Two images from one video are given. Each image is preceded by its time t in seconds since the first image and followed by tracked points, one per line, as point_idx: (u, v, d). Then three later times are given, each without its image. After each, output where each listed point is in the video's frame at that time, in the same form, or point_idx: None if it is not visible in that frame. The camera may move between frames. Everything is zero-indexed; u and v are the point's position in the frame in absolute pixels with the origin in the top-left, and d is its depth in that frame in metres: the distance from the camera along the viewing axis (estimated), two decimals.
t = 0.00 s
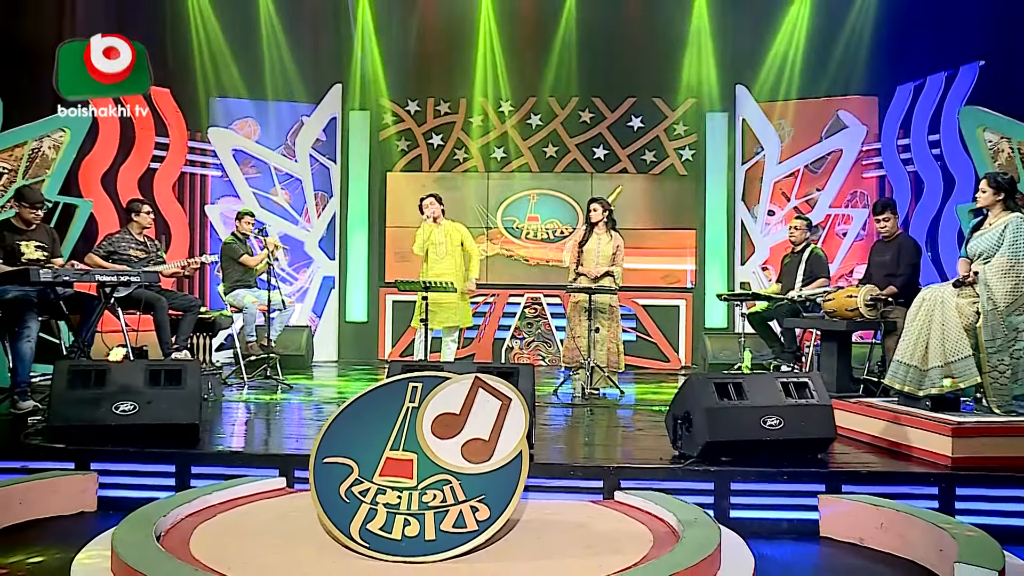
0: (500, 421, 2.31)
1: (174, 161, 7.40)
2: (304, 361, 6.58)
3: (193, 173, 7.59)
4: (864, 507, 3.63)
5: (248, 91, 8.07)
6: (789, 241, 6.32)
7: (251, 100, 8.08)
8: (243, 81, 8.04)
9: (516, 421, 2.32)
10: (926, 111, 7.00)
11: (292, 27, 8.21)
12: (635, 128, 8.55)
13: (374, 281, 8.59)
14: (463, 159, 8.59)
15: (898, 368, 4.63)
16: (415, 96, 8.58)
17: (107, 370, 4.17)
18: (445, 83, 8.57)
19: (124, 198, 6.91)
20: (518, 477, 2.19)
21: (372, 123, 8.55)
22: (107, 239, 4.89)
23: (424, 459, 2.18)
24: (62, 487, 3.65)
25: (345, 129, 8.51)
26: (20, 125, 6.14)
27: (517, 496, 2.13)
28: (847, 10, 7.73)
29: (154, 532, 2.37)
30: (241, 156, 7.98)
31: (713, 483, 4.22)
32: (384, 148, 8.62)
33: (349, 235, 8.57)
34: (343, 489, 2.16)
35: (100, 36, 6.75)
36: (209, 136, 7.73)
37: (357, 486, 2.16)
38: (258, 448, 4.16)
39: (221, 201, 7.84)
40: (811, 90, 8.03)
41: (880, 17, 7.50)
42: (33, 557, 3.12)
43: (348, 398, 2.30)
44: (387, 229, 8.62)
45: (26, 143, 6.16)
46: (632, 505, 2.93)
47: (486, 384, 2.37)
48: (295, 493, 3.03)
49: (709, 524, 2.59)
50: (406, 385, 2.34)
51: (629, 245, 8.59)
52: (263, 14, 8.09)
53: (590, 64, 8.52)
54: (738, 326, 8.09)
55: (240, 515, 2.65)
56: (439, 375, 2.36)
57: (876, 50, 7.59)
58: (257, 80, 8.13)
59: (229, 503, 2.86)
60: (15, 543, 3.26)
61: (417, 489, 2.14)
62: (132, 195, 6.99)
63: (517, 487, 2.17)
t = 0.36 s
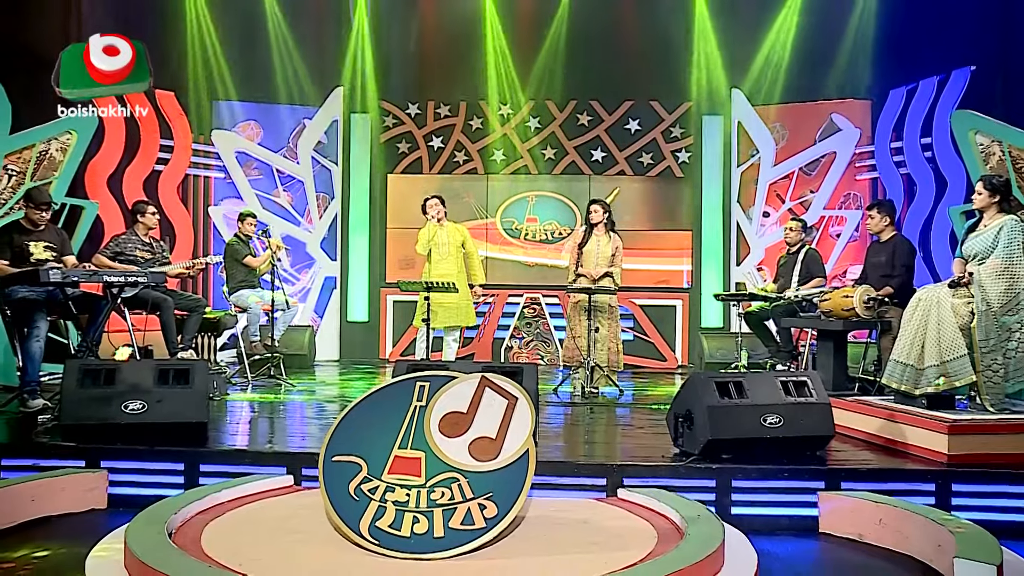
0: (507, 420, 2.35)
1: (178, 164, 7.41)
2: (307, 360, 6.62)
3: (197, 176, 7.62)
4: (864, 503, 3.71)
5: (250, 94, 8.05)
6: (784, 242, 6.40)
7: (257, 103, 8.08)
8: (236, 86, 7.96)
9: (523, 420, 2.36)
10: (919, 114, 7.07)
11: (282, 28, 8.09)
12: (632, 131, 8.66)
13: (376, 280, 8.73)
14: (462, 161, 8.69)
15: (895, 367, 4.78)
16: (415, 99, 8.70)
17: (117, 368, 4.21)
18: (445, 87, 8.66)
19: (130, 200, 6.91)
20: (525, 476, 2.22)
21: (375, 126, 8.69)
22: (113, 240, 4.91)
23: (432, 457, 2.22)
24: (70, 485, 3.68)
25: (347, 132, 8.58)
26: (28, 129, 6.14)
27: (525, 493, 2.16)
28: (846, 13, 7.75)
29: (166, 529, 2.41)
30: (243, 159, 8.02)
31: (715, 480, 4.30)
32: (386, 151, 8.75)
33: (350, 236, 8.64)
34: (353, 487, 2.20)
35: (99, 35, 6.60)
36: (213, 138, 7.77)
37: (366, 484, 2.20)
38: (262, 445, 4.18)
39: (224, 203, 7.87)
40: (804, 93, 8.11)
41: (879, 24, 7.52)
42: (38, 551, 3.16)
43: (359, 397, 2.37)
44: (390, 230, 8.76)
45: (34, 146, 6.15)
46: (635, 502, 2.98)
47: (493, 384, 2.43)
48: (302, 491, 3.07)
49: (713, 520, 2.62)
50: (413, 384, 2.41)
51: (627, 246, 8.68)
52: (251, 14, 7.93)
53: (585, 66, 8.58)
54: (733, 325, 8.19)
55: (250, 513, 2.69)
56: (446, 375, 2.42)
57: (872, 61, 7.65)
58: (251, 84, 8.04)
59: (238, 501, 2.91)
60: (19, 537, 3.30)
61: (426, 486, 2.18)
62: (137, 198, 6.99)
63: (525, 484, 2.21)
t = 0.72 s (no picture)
0: (514, 418, 2.43)
1: (181, 167, 7.35)
2: (309, 359, 6.66)
3: (200, 177, 7.58)
4: (864, 501, 3.77)
5: (254, 96, 8.06)
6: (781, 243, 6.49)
7: (258, 105, 8.08)
8: (225, 83, 7.88)
9: (530, 418, 2.43)
10: (911, 118, 7.19)
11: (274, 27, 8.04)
12: (630, 133, 8.77)
13: (376, 281, 8.86)
14: (462, 163, 8.82)
15: (892, 365, 4.90)
16: (416, 102, 8.81)
17: (126, 368, 4.23)
18: (444, 89, 8.74)
19: (136, 203, 6.89)
20: (533, 473, 2.28)
21: (375, 129, 8.80)
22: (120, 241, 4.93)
23: (441, 455, 2.29)
24: (81, 482, 3.70)
25: (348, 134, 8.67)
26: (35, 131, 6.29)
27: (533, 490, 2.22)
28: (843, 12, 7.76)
29: (178, 526, 2.44)
30: (248, 160, 8.03)
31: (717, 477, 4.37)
32: (386, 154, 8.89)
33: (350, 237, 8.76)
34: (363, 485, 2.27)
35: (98, 36, 6.66)
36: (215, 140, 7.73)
37: (376, 482, 2.27)
38: (267, 443, 4.19)
39: (226, 204, 7.88)
40: (798, 97, 8.21)
41: (880, 26, 7.58)
42: (43, 546, 3.20)
43: (368, 396, 2.44)
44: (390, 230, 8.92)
45: (41, 148, 6.30)
46: (640, 500, 3.02)
47: (501, 383, 2.50)
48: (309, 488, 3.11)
49: (715, 518, 2.64)
50: (422, 383, 2.48)
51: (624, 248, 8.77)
52: (235, 11, 7.80)
53: (580, 69, 8.60)
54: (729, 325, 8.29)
55: (257, 511, 2.72)
56: (453, 374, 2.49)
57: (873, 66, 7.70)
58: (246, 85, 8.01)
59: (246, 498, 2.94)
60: (21, 531, 3.33)
61: (435, 484, 2.24)
62: (143, 201, 6.97)
63: (533, 481, 2.27)
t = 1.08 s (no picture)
0: (523, 415, 2.29)
1: (184, 170, 7.43)
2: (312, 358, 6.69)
3: (204, 179, 7.65)
4: (865, 498, 3.82)
5: (256, 97, 8.07)
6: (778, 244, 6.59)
7: (262, 107, 8.12)
8: (216, 85, 7.76)
9: (539, 415, 2.30)
10: (905, 118, 7.28)
11: (263, 27, 7.97)
12: (627, 135, 8.83)
13: (377, 281, 8.90)
14: (462, 164, 8.91)
15: (890, 364, 4.98)
16: (416, 104, 8.86)
17: (135, 367, 4.26)
18: (444, 92, 8.79)
19: (142, 204, 6.97)
20: (542, 472, 2.21)
21: (376, 130, 8.88)
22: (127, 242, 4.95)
23: (451, 453, 2.19)
24: (93, 480, 3.70)
25: (349, 134, 8.70)
26: (43, 134, 6.35)
27: (544, 490, 2.15)
28: (837, 14, 7.79)
29: (192, 523, 2.47)
30: (249, 161, 8.05)
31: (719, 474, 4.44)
32: (387, 155, 8.94)
33: (351, 240, 8.82)
34: (372, 483, 2.18)
35: (96, 37, 6.69)
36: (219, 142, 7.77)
37: (386, 480, 2.18)
38: (270, 441, 4.20)
39: (229, 205, 7.89)
40: (793, 100, 8.29)
41: (877, 27, 7.58)
42: (48, 541, 3.21)
43: (373, 394, 2.28)
44: (392, 232, 8.96)
45: (49, 150, 6.36)
46: (644, 496, 3.05)
47: (509, 380, 2.33)
48: (316, 486, 3.13)
49: (721, 514, 2.67)
50: (429, 380, 2.31)
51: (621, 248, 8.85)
52: (230, 10, 7.72)
53: (577, 71, 8.62)
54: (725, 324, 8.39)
55: (268, 508, 2.74)
56: (460, 371, 2.32)
57: (871, 66, 7.72)
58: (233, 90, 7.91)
59: (257, 495, 2.96)
60: (25, 526, 3.35)
61: (445, 482, 2.16)
62: (148, 203, 7.06)
63: (543, 479, 2.20)
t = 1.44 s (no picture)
0: (529, 414, 2.46)
1: (189, 170, 7.53)
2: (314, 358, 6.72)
3: (206, 180, 7.76)
4: (864, 494, 3.88)
5: (258, 100, 8.12)
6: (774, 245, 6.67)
7: (263, 110, 8.16)
8: (218, 88, 7.85)
9: (545, 415, 2.47)
10: (897, 125, 7.41)
11: (259, 28, 8.01)
12: (624, 138, 8.92)
13: (378, 281, 8.96)
14: (461, 166, 8.96)
15: (887, 363, 5.07)
16: (416, 106, 8.90)
17: (143, 367, 4.27)
18: (444, 95, 8.85)
19: (147, 206, 7.06)
20: (548, 470, 2.34)
21: (376, 133, 8.90)
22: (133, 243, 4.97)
23: (458, 452, 2.33)
24: (103, 478, 3.71)
25: (350, 137, 8.73)
26: (50, 136, 6.41)
27: (550, 486, 2.27)
28: (831, 15, 7.87)
29: (202, 520, 2.49)
30: (252, 164, 8.15)
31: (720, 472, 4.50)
32: (387, 157, 8.97)
33: (353, 240, 8.87)
34: (381, 481, 2.31)
35: (95, 37, 6.78)
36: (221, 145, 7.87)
37: (395, 478, 2.31)
38: (274, 439, 4.21)
39: (232, 206, 7.99)
40: (787, 103, 8.37)
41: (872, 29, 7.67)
42: (51, 537, 3.23)
43: (383, 394, 2.46)
44: (392, 233, 9.01)
45: (55, 152, 6.43)
46: (647, 493, 3.06)
47: (515, 380, 2.51)
48: (324, 484, 3.15)
49: (724, 511, 2.69)
50: (437, 381, 2.49)
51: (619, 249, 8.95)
52: (230, 14, 7.79)
53: (575, 74, 8.71)
54: (721, 323, 8.48)
55: (279, 506, 2.76)
56: (468, 372, 2.50)
57: (866, 67, 7.80)
58: (234, 90, 8.01)
59: (264, 493, 2.98)
60: (34, 524, 3.38)
61: (453, 480, 2.29)
62: (153, 204, 7.15)
63: (548, 478, 2.33)
